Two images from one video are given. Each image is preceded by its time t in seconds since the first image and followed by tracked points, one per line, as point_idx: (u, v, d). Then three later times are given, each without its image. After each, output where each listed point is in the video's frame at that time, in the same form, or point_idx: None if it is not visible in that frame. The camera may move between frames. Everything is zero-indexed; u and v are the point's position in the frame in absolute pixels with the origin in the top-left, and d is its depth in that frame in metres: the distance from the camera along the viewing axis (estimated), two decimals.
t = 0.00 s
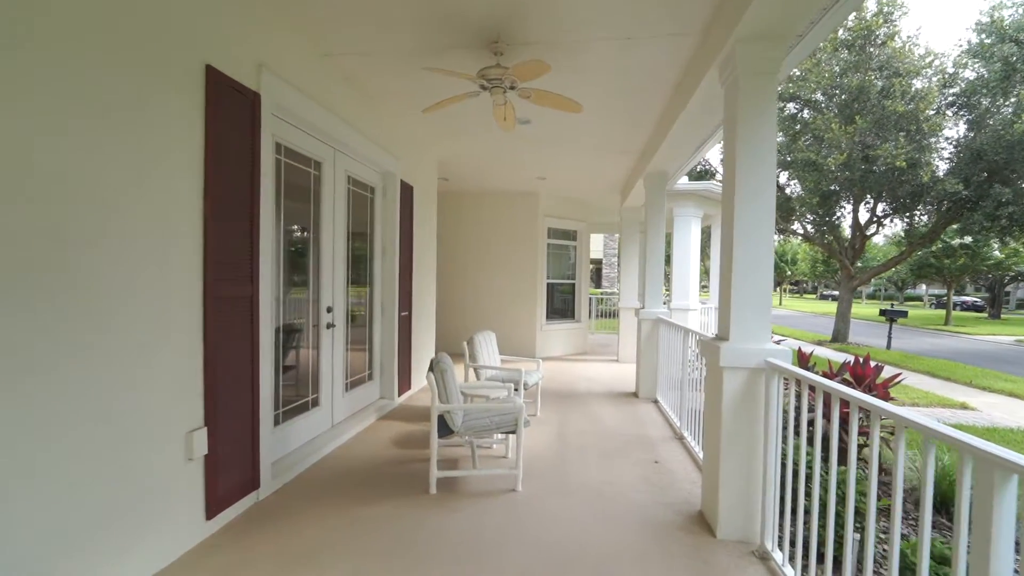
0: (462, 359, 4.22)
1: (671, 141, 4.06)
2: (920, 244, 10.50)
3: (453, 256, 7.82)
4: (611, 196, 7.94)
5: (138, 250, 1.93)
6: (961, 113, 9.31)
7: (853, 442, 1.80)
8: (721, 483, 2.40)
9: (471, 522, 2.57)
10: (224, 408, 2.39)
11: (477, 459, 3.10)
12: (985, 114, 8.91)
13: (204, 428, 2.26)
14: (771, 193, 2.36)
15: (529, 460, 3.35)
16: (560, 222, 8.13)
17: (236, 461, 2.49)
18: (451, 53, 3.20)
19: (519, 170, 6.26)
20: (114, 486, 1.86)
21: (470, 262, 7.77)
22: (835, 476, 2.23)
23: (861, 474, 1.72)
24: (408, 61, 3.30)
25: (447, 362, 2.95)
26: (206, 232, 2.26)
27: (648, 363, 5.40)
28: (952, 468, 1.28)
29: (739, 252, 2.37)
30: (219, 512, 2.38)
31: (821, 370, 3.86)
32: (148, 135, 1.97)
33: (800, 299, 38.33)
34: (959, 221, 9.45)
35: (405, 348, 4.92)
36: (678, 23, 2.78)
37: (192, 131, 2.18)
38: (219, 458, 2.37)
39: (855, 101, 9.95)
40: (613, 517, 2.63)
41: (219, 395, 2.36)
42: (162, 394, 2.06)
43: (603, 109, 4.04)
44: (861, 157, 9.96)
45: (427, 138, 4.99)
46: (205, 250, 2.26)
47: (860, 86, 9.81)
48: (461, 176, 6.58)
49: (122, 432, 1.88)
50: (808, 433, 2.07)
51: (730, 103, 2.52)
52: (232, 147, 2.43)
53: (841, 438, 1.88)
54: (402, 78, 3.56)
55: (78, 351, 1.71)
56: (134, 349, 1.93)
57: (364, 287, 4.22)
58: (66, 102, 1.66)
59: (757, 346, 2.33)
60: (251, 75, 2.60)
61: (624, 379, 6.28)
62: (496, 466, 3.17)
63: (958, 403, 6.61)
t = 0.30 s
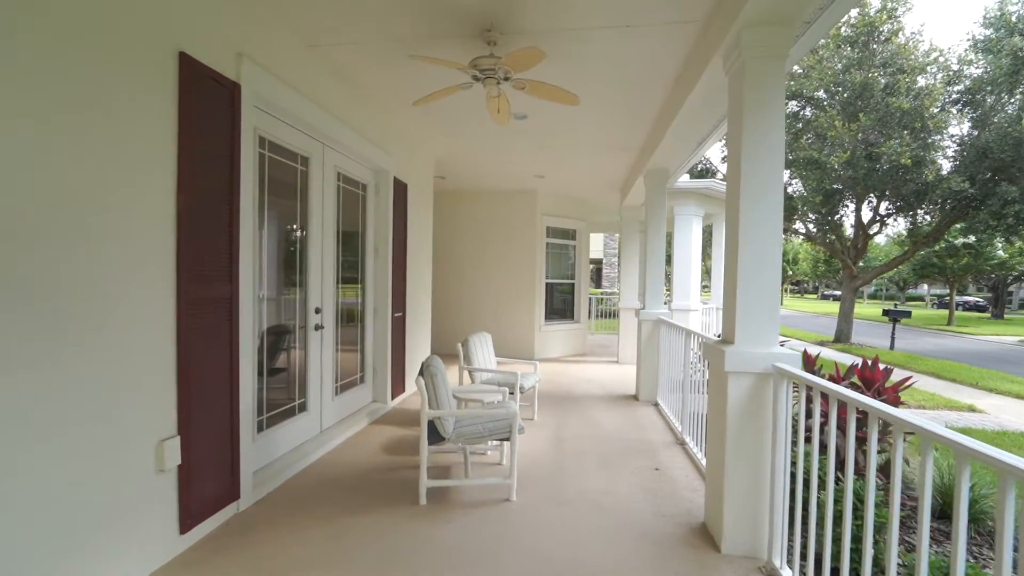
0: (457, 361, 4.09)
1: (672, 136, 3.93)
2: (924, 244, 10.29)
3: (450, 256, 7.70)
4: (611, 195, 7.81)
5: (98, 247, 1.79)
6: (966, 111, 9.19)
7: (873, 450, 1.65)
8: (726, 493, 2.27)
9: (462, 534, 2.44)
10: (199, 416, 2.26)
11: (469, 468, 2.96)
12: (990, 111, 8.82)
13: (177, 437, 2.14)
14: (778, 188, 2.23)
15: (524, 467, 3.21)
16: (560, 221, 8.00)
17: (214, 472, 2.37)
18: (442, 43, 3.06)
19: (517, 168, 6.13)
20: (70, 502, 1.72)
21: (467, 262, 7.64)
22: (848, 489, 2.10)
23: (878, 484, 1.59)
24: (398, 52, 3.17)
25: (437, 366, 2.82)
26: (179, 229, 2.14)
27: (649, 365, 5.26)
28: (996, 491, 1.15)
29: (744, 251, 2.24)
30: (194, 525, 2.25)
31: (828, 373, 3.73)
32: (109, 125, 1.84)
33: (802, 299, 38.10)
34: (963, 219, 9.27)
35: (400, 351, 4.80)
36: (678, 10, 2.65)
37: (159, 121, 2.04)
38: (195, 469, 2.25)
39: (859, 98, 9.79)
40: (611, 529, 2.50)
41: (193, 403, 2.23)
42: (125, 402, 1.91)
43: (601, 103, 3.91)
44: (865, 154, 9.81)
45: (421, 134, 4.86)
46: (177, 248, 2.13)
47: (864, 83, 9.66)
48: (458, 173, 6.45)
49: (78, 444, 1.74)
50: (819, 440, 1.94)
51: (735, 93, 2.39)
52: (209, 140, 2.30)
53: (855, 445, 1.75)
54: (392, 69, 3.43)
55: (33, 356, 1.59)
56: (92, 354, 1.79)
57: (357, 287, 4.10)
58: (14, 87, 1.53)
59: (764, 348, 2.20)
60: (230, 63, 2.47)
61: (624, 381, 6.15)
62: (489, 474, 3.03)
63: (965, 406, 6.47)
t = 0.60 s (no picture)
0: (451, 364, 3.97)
1: (673, 131, 3.81)
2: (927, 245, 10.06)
3: (447, 256, 7.57)
4: (610, 194, 7.69)
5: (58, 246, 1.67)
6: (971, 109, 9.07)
7: (892, 461, 1.52)
8: (729, 506, 2.14)
9: (451, 548, 2.31)
10: (172, 425, 2.14)
11: (461, 477, 2.84)
12: (994, 110, 8.72)
13: (148, 448, 2.02)
14: (786, 186, 2.11)
15: (517, 476, 3.08)
16: (559, 221, 7.88)
17: (190, 483, 2.25)
18: (432, 33, 2.94)
19: (515, 166, 6.01)
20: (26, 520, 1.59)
21: (464, 262, 7.51)
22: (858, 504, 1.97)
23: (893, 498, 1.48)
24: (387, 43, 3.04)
25: (427, 372, 2.69)
26: (151, 228, 2.02)
27: (649, 368, 5.13)
28: None
29: (750, 252, 2.11)
30: (167, 541, 2.12)
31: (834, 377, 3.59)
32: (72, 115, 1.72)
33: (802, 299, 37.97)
34: (967, 220, 9.09)
35: (393, 354, 4.67)
36: None
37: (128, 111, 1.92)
38: (169, 481, 2.13)
39: (862, 96, 9.66)
40: (608, 542, 2.38)
41: (165, 412, 2.10)
42: (88, 411, 1.79)
43: (600, 97, 3.79)
44: (868, 153, 9.66)
45: (414, 131, 4.73)
46: (148, 247, 2.01)
47: (867, 81, 9.52)
48: (455, 172, 6.33)
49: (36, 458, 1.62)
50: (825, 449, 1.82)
51: (740, 84, 2.26)
52: (184, 133, 2.18)
53: (865, 452, 1.64)
54: (383, 61, 3.31)
55: None
56: (75, 357, 1.75)
57: (348, 288, 3.98)
58: None
59: (770, 354, 2.07)
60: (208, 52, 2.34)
61: (623, 384, 6.02)
62: (482, 484, 2.91)
63: (971, 409, 6.34)
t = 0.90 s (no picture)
0: (445, 365, 3.87)
1: (673, 125, 3.70)
2: (930, 244, 9.90)
3: (444, 255, 7.46)
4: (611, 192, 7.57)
5: (18, 242, 1.56)
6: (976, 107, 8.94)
7: (912, 472, 1.40)
8: (735, 516, 2.02)
9: (441, 559, 2.20)
10: (147, 431, 2.03)
11: (453, 485, 2.73)
12: (1000, 107, 8.63)
13: (120, 456, 1.91)
14: (795, 178, 1.99)
15: (512, 482, 2.97)
16: (559, 220, 7.77)
17: (167, 492, 2.14)
18: (424, 22, 2.82)
19: (513, 164, 5.91)
20: None
21: (462, 261, 7.40)
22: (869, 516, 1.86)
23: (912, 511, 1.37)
24: (377, 32, 2.93)
25: (417, 375, 2.58)
26: (123, 223, 1.91)
27: (649, 369, 5.02)
28: None
29: (755, 248, 2.00)
30: (142, 552, 2.01)
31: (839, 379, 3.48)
32: (35, 103, 1.61)
33: (804, 299, 37.80)
34: (972, 219, 8.92)
35: (387, 355, 4.56)
36: None
37: (98, 100, 1.81)
38: (145, 490, 2.02)
39: (865, 93, 9.54)
40: (606, 553, 2.27)
41: (138, 416, 1.99)
42: (54, 418, 1.68)
43: (598, 90, 3.68)
44: (871, 151, 9.52)
45: (409, 127, 4.62)
46: (119, 243, 1.90)
47: (870, 79, 9.41)
48: (452, 169, 6.22)
49: None
50: (836, 455, 1.71)
51: (744, 72, 2.15)
52: (159, 123, 2.07)
53: (883, 465, 1.52)
54: (373, 53, 3.19)
55: None
56: (51, 360, 1.68)
57: (340, 288, 3.87)
58: None
59: (777, 356, 1.96)
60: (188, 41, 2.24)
61: (623, 386, 5.90)
62: (476, 491, 2.80)
63: (977, 410, 6.23)
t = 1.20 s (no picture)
0: (441, 367, 3.76)
1: (675, 120, 3.60)
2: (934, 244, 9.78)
3: (442, 255, 7.35)
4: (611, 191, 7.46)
5: None
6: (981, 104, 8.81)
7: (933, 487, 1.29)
8: (741, 529, 1.90)
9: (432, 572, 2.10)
10: (118, 439, 1.91)
11: (446, 493, 2.63)
12: (1005, 105, 8.50)
13: (89, 464, 1.80)
14: (807, 171, 1.87)
15: (508, 489, 2.86)
16: (558, 219, 7.65)
17: (141, 503, 2.02)
18: (416, 10, 2.71)
19: (511, 162, 5.81)
20: None
21: (459, 261, 7.29)
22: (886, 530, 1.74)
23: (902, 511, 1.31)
24: (368, 22, 2.81)
25: (408, 380, 2.47)
26: (91, 218, 1.80)
27: (650, 372, 4.91)
28: None
29: (764, 245, 1.89)
30: (115, 565, 1.91)
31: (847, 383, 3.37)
32: None
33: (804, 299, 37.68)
34: (976, 219, 8.79)
35: (381, 357, 4.45)
36: None
37: (63, 87, 1.70)
38: (116, 499, 1.91)
39: (869, 90, 9.41)
40: (605, 565, 2.16)
41: (109, 423, 1.87)
42: (14, 425, 1.57)
43: (597, 84, 3.57)
44: (874, 149, 9.40)
45: (403, 122, 4.51)
46: (87, 239, 1.79)
47: (874, 76, 9.30)
48: (449, 167, 6.11)
49: None
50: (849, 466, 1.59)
51: (751, 59, 2.04)
52: (132, 113, 1.95)
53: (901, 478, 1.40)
54: (364, 43, 3.08)
55: None
56: (11, 363, 1.57)
57: (331, 288, 3.76)
58: None
59: (786, 360, 1.85)
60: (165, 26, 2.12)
61: (624, 387, 5.78)
62: (470, 500, 2.70)
63: (985, 413, 6.10)
